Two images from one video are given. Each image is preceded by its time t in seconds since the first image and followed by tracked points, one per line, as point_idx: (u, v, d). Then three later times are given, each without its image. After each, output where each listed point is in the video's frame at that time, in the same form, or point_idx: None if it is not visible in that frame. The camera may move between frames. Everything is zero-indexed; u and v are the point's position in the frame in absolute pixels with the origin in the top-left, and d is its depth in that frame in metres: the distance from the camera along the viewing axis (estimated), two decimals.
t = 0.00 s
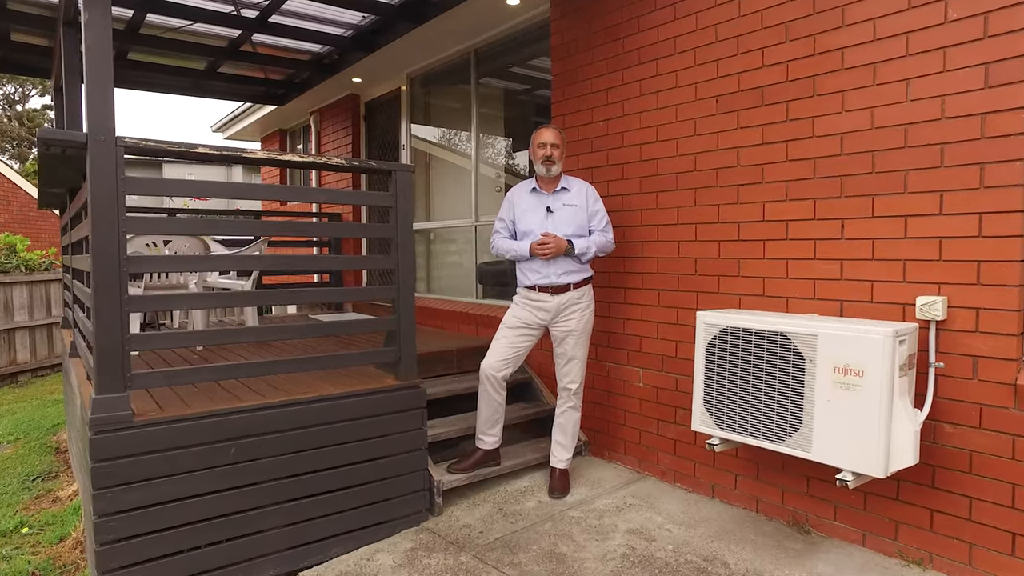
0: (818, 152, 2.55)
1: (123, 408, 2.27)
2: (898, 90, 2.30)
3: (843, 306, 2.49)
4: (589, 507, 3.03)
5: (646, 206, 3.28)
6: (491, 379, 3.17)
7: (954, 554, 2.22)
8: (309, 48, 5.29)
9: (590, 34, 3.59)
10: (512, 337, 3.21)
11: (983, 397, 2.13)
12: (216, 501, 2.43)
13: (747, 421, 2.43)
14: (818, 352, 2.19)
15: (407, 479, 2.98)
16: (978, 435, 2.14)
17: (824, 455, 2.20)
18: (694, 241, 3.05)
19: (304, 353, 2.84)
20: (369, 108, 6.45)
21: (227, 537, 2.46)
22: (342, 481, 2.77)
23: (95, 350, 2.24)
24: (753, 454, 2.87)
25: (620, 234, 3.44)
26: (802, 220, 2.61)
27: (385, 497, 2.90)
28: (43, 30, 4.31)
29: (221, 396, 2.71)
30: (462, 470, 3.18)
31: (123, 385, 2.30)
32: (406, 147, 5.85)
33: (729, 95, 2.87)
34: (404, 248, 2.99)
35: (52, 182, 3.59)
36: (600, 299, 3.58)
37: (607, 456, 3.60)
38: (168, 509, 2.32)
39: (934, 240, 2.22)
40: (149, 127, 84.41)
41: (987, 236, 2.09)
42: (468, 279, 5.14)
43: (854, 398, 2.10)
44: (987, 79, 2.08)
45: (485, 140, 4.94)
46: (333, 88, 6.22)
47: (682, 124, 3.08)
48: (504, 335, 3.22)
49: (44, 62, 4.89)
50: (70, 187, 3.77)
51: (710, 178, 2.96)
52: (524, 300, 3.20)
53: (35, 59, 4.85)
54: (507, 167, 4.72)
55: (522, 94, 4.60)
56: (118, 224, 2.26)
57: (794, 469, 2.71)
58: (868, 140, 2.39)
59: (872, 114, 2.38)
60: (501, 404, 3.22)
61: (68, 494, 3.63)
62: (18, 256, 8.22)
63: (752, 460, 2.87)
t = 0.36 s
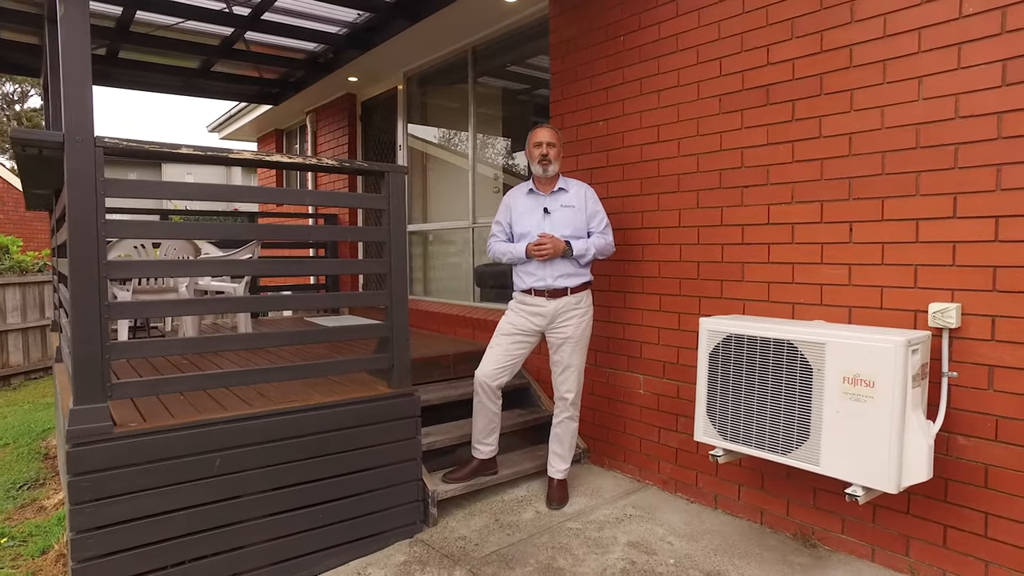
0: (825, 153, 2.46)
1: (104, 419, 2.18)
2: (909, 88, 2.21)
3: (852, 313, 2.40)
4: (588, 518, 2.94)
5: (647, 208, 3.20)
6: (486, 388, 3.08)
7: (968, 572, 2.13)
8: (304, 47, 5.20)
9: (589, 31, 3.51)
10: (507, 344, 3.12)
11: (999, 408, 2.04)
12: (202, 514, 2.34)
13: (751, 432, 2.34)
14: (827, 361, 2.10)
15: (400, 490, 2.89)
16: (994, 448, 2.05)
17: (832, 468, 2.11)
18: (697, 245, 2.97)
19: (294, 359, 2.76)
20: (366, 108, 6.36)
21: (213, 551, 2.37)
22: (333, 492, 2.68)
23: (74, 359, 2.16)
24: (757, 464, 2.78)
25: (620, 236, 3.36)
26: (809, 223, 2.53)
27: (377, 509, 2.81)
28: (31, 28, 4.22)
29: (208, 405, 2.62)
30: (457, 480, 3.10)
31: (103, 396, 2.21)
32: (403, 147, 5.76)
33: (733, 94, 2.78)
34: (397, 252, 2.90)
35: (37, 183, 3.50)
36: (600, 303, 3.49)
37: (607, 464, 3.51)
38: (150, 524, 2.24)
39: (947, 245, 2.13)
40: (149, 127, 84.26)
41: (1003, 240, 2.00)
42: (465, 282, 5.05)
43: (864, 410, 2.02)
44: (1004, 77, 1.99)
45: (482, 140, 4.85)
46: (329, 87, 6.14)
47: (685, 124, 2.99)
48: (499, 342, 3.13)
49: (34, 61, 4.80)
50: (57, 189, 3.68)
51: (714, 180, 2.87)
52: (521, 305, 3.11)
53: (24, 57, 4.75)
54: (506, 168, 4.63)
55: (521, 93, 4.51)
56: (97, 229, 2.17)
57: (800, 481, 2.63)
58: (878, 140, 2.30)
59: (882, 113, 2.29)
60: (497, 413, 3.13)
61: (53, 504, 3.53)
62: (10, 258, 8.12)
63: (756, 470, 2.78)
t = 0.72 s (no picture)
0: (832, 152, 2.39)
1: (89, 426, 2.12)
2: (920, 85, 2.14)
3: (859, 316, 2.33)
4: (589, 526, 2.87)
5: (648, 208, 3.13)
6: (482, 392, 3.01)
7: None
8: (300, 45, 5.14)
9: (589, 28, 3.44)
10: (504, 348, 3.06)
11: (1013, 416, 1.97)
12: (190, 524, 2.27)
13: (756, 439, 2.27)
14: (834, 367, 2.03)
15: (396, 496, 2.82)
16: (1008, 457, 1.98)
17: (840, 478, 2.05)
18: (699, 247, 2.90)
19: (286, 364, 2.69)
20: (363, 107, 6.30)
21: (202, 561, 2.30)
22: (326, 500, 2.61)
23: (57, 366, 2.09)
24: (761, 471, 2.71)
25: (621, 238, 3.29)
26: (815, 224, 2.46)
27: (372, 516, 2.75)
28: (22, 25, 4.15)
29: (198, 411, 2.55)
30: (454, 486, 3.02)
31: (88, 403, 2.14)
32: (401, 147, 5.70)
33: (737, 91, 2.72)
34: (391, 253, 2.83)
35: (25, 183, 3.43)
36: (600, 306, 3.42)
37: (607, 469, 3.44)
38: (136, 534, 2.17)
39: (958, 247, 2.07)
40: (148, 127, 84.14)
41: (1018, 242, 1.94)
42: (463, 284, 4.99)
43: (874, 418, 1.95)
44: (1020, 73, 1.92)
45: (480, 139, 4.78)
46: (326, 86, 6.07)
47: (687, 122, 2.92)
48: (496, 345, 3.07)
49: (26, 59, 4.73)
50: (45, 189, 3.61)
51: (717, 179, 2.81)
52: (518, 308, 3.05)
53: (15, 55, 4.68)
54: (505, 168, 4.56)
55: (520, 92, 4.44)
56: (80, 230, 2.10)
57: (805, 488, 2.56)
58: (887, 139, 2.23)
59: (891, 111, 2.22)
60: (493, 418, 3.06)
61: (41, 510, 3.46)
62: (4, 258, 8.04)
63: (760, 476, 2.72)
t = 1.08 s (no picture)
0: (837, 151, 2.32)
1: (68, 434, 2.05)
2: (929, 82, 2.07)
3: (865, 320, 2.26)
4: (587, 534, 2.80)
5: (648, 209, 3.06)
6: (478, 397, 2.94)
7: None
8: (295, 43, 5.07)
9: (588, 25, 3.37)
10: (501, 351, 2.98)
11: None
12: (175, 534, 2.20)
13: (759, 448, 2.20)
14: (840, 373, 1.96)
15: (389, 504, 2.75)
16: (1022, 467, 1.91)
17: (846, 488, 1.98)
18: (700, 248, 2.83)
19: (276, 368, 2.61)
20: (360, 106, 6.23)
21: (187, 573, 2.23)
22: (317, 508, 2.54)
23: (34, 372, 2.01)
24: (763, 479, 2.64)
25: (620, 239, 3.21)
26: (819, 225, 2.39)
27: (364, 525, 2.67)
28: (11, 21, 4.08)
29: (183, 417, 2.48)
30: (449, 493, 2.95)
31: (66, 410, 2.07)
32: (398, 146, 5.63)
33: (739, 89, 2.64)
34: (384, 255, 2.76)
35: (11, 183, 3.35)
36: (599, 308, 3.35)
37: (605, 475, 3.37)
38: (118, 546, 2.10)
39: (969, 249, 2.00)
40: (148, 127, 84.04)
41: None
42: (461, 285, 4.91)
43: (881, 427, 1.88)
44: None
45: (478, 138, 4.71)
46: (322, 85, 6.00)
47: (688, 120, 2.85)
48: (492, 349, 2.99)
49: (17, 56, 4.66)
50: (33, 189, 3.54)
51: (718, 179, 2.74)
52: (515, 311, 2.97)
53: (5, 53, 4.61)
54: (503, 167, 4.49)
55: (518, 91, 4.37)
56: (59, 230, 2.03)
57: (810, 497, 2.48)
58: (895, 137, 2.16)
59: (899, 108, 2.15)
60: (489, 423, 2.99)
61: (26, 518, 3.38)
62: None
63: (762, 484, 2.64)
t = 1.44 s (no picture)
0: (842, 148, 2.22)
1: (33, 446, 1.95)
2: (940, 75, 1.97)
3: (870, 325, 2.17)
4: (581, 546, 2.70)
5: (645, 208, 2.96)
6: (469, 403, 2.84)
7: None
8: (287, 40, 4.97)
9: (584, 19, 3.27)
10: (493, 355, 2.89)
11: None
12: (148, 549, 2.12)
13: (759, 459, 2.11)
14: (845, 382, 1.86)
15: (376, 514, 2.65)
16: None
17: (851, 503, 1.88)
18: (698, 249, 2.73)
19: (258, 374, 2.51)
20: (354, 104, 6.13)
21: None
22: (299, 520, 2.45)
23: None
24: (763, 489, 2.54)
25: (617, 239, 3.12)
26: (823, 225, 2.29)
27: (349, 536, 2.58)
28: None
29: (160, 426, 2.38)
30: (439, 502, 2.85)
31: (31, 420, 1.96)
32: (392, 145, 5.54)
33: (739, 84, 2.55)
34: (371, 256, 2.67)
35: None
36: (595, 311, 3.25)
37: (601, 483, 3.27)
38: (88, 561, 2.02)
39: (981, 250, 1.90)
40: (148, 127, 84.00)
41: None
42: (455, 286, 4.82)
43: (888, 439, 1.78)
44: None
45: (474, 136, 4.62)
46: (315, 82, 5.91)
47: (687, 117, 2.76)
48: (483, 353, 2.90)
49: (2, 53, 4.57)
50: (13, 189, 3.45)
51: (718, 177, 2.64)
52: (508, 314, 2.88)
53: None
54: (498, 167, 4.40)
55: (513, 88, 4.28)
56: (23, 230, 1.93)
57: (812, 508, 2.39)
58: (902, 134, 2.06)
59: (907, 103, 2.05)
60: (482, 430, 2.89)
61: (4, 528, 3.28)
62: None
63: (763, 494, 2.54)
